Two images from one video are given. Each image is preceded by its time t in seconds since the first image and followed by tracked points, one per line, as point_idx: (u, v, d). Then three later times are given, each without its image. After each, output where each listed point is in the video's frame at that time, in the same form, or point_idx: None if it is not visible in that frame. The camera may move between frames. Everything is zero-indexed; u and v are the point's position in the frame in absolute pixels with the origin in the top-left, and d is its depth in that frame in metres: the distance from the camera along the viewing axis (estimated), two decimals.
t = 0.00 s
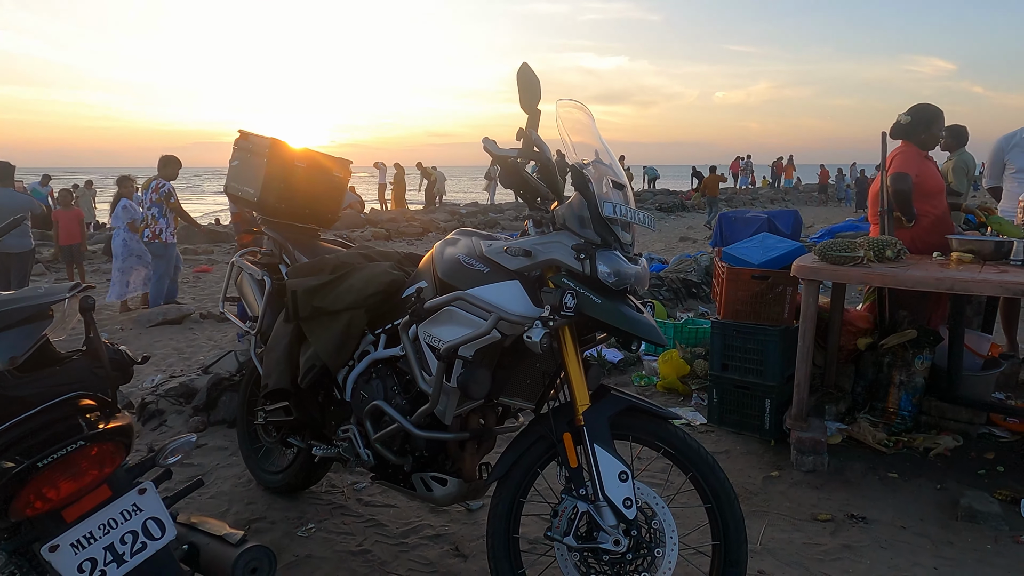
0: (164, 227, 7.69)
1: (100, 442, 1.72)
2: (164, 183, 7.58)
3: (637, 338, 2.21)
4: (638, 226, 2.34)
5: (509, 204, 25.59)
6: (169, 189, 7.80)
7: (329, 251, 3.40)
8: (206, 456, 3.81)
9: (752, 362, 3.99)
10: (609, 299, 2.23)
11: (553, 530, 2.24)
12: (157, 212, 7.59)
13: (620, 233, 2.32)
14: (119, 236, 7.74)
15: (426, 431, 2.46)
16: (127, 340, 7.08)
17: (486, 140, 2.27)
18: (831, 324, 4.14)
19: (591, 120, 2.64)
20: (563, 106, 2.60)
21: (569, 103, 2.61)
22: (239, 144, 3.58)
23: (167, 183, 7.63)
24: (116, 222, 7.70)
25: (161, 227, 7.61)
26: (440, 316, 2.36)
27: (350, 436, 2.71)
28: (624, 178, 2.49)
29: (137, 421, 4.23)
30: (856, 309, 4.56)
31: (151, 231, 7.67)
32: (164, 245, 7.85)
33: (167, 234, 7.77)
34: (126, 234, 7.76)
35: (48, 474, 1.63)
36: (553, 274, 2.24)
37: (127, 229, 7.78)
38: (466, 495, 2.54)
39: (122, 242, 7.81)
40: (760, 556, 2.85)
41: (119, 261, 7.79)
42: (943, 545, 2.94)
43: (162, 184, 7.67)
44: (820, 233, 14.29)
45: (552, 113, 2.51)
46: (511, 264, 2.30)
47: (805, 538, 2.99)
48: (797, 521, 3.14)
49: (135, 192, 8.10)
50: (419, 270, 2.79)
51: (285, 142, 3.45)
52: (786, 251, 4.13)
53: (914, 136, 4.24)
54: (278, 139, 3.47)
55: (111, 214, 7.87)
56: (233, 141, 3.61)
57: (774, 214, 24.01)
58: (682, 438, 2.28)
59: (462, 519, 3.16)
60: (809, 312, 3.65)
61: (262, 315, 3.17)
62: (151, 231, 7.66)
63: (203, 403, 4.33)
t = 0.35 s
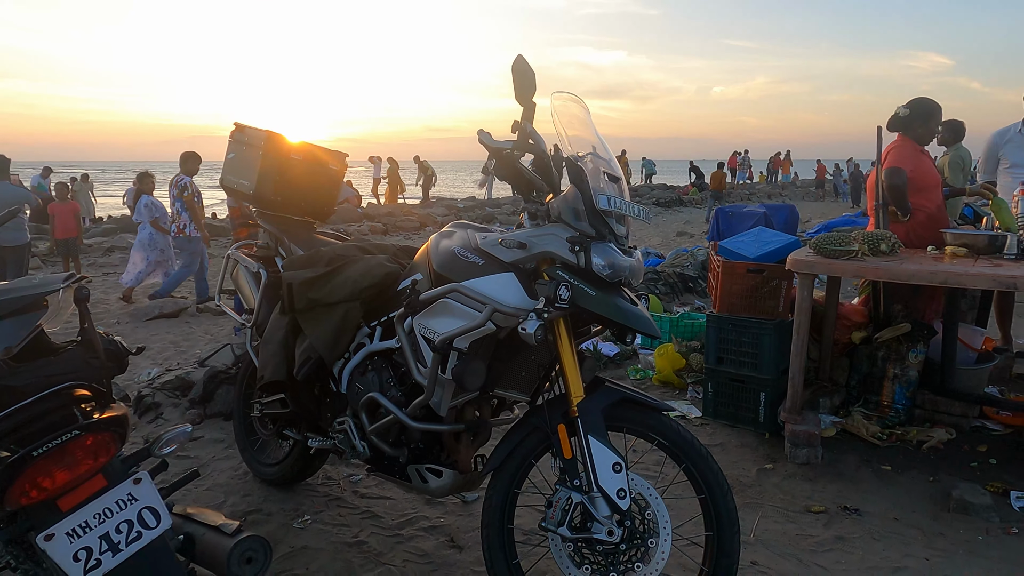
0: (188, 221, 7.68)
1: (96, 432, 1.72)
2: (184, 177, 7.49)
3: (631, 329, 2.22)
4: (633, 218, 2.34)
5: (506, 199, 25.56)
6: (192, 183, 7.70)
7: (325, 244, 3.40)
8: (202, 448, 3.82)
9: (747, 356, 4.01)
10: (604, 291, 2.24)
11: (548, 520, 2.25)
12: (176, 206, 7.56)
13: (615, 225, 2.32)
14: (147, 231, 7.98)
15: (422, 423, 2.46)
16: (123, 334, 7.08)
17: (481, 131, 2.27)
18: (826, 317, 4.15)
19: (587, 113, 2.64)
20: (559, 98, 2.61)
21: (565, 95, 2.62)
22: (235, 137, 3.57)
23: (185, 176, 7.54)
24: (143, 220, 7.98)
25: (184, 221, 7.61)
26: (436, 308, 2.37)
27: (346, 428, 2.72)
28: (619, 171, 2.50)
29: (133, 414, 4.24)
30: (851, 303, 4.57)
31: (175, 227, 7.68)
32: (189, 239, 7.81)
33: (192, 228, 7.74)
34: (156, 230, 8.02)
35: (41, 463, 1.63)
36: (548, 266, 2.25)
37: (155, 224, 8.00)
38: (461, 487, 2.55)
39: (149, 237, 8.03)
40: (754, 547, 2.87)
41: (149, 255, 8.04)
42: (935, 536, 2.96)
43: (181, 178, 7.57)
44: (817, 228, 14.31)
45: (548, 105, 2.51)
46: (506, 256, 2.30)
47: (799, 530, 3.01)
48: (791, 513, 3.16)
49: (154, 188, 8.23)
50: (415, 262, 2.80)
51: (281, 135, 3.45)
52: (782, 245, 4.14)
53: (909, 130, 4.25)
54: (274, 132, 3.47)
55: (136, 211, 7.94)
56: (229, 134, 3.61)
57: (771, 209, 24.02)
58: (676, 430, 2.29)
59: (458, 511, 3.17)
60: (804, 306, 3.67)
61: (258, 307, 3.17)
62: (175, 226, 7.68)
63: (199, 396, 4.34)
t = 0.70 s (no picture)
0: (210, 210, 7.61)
1: (103, 420, 1.74)
2: (204, 168, 7.38)
3: (631, 322, 2.24)
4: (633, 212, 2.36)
5: (505, 194, 25.56)
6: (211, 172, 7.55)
7: (327, 237, 3.42)
8: (204, 440, 3.84)
9: (745, 350, 4.03)
10: (604, 283, 2.26)
11: (548, 510, 2.28)
12: (189, 194, 7.49)
13: (616, 219, 2.34)
14: (165, 223, 8.11)
15: (423, 414, 2.49)
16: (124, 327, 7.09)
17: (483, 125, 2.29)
18: (824, 311, 4.17)
19: (588, 107, 2.66)
20: (560, 92, 2.62)
21: (567, 89, 2.63)
22: (236, 130, 3.59)
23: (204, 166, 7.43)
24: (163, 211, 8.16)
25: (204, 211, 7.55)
26: (437, 300, 2.39)
27: (348, 419, 2.74)
28: (620, 164, 2.51)
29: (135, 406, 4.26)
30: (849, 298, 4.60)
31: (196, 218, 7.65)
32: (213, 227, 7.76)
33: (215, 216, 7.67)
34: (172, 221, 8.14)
35: (50, 450, 1.65)
36: (549, 259, 2.27)
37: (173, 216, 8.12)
38: (462, 478, 2.57)
39: (167, 229, 8.19)
40: (752, 538, 2.90)
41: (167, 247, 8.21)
42: (931, 528, 2.99)
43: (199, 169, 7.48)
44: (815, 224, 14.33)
45: (549, 99, 2.53)
46: (508, 249, 2.32)
47: (796, 521, 3.04)
48: (789, 505, 3.19)
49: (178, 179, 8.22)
50: (416, 255, 2.82)
51: (282, 127, 3.46)
52: (781, 240, 4.16)
53: (908, 126, 4.27)
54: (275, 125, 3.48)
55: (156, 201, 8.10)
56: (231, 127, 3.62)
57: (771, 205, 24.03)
58: (675, 421, 2.31)
59: (458, 502, 3.20)
60: (803, 300, 3.69)
61: (260, 300, 3.19)
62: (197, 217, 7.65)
63: (200, 388, 4.36)
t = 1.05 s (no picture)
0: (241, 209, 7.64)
1: (108, 408, 1.76)
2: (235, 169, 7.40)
3: (629, 313, 2.26)
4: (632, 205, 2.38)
5: (503, 190, 25.54)
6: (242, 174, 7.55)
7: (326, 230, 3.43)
8: (204, 433, 3.87)
9: (742, 343, 4.06)
10: (603, 276, 2.28)
11: (546, 500, 2.30)
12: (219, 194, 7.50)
13: (614, 211, 2.36)
14: (188, 216, 8.31)
15: (423, 405, 2.51)
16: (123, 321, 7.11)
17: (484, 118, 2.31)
18: (821, 306, 4.20)
19: (587, 101, 2.68)
20: (560, 86, 2.64)
21: (566, 84, 2.65)
22: (236, 123, 3.60)
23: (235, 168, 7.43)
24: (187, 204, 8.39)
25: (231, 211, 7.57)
26: (437, 292, 2.41)
27: (348, 410, 2.76)
28: (619, 158, 2.53)
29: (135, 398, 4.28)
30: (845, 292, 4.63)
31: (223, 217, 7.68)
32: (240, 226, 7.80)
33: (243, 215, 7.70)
34: (195, 214, 8.34)
35: (57, 437, 1.68)
36: (548, 251, 2.29)
37: (196, 209, 8.34)
38: (461, 468, 2.59)
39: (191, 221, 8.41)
40: (748, 529, 2.93)
41: (190, 239, 8.41)
42: (925, 519, 3.02)
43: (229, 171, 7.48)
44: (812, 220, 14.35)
45: (548, 93, 2.55)
46: (507, 242, 2.34)
47: (792, 512, 3.07)
48: (785, 496, 3.22)
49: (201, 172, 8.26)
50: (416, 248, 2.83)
51: (281, 121, 3.47)
52: (778, 235, 4.19)
53: (905, 122, 4.29)
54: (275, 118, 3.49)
55: (181, 194, 8.34)
56: (230, 121, 3.63)
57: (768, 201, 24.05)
58: (672, 412, 2.33)
59: (457, 493, 3.23)
60: (799, 294, 3.71)
61: (260, 293, 3.21)
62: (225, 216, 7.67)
63: (201, 381, 4.38)
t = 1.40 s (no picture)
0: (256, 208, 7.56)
1: (111, 396, 1.78)
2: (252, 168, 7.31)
3: (625, 305, 2.29)
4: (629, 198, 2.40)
5: (500, 186, 25.54)
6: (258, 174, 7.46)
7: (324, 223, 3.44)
8: (202, 425, 3.88)
9: (738, 337, 4.09)
10: (599, 268, 2.30)
11: (543, 489, 2.32)
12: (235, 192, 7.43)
13: (611, 204, 2.38)
14: (201, 209, 8.25)
15: (421, 395, 2.53)
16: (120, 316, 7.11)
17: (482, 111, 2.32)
18: (816, 299, 4.23)
19: (584, 95, 2.70)
20: (558, 80, 2.66)
21: (563, 77, 2.67)
22: (234, 117, 3.61)
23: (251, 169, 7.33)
24: (202, 197, 8.34)
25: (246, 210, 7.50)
26: (435, 284, 2.43)
27: (347, 402, 2.78)
28: (616, 151, 2.55)
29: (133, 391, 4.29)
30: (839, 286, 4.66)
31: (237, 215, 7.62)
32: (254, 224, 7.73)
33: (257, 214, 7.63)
34: (209, 207, 8.29)
35: (60, 424, 1.70)
36: (545, 243, 2.31)
37: (209, 202, 8.27)
38: (459, 459, 2.62)
39: (204, 214, 8.38)
40: (742, 519, 2.96)
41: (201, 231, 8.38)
42: (917, 509, 3.06)
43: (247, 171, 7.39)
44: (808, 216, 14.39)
45: (546, 86, 2.57)
46: (505, 234, 2.36)
47: (786, 503, 3.10)
48: (779, 487, 3.26)
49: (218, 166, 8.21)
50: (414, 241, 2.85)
51: (280, 115, 3.48)
52: (773, 229, 4.21)
53: (899, 117, 4.32)
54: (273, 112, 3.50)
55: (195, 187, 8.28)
56: (229, 115, 3.64)
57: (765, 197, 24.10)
58: (668, 403, 2.36)
59: (454, 485, 3.25)
60: (794, 288, 3.74)
61: (258, 286, 3.23)
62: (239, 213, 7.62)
63: (199, 374, 4.40)
